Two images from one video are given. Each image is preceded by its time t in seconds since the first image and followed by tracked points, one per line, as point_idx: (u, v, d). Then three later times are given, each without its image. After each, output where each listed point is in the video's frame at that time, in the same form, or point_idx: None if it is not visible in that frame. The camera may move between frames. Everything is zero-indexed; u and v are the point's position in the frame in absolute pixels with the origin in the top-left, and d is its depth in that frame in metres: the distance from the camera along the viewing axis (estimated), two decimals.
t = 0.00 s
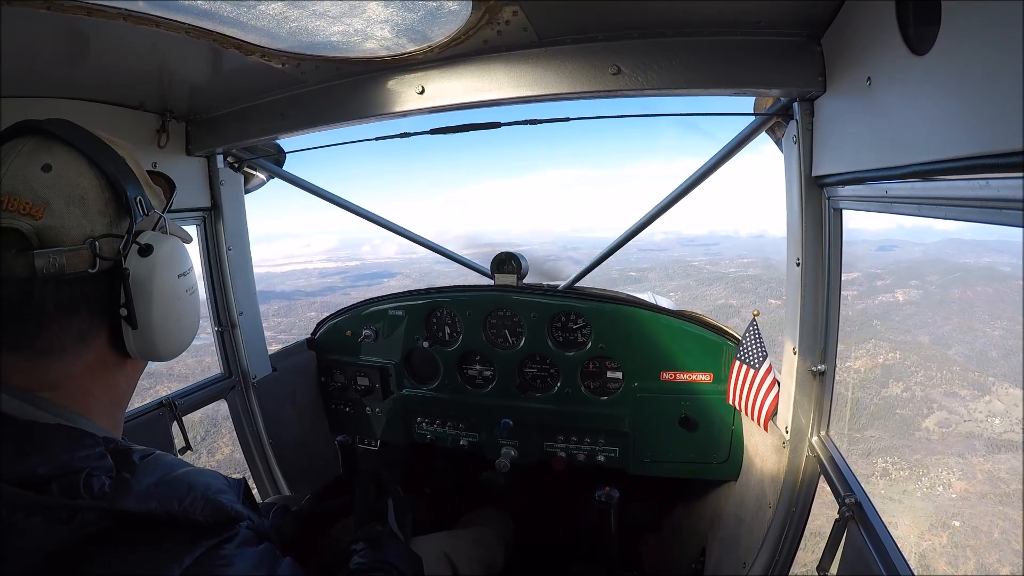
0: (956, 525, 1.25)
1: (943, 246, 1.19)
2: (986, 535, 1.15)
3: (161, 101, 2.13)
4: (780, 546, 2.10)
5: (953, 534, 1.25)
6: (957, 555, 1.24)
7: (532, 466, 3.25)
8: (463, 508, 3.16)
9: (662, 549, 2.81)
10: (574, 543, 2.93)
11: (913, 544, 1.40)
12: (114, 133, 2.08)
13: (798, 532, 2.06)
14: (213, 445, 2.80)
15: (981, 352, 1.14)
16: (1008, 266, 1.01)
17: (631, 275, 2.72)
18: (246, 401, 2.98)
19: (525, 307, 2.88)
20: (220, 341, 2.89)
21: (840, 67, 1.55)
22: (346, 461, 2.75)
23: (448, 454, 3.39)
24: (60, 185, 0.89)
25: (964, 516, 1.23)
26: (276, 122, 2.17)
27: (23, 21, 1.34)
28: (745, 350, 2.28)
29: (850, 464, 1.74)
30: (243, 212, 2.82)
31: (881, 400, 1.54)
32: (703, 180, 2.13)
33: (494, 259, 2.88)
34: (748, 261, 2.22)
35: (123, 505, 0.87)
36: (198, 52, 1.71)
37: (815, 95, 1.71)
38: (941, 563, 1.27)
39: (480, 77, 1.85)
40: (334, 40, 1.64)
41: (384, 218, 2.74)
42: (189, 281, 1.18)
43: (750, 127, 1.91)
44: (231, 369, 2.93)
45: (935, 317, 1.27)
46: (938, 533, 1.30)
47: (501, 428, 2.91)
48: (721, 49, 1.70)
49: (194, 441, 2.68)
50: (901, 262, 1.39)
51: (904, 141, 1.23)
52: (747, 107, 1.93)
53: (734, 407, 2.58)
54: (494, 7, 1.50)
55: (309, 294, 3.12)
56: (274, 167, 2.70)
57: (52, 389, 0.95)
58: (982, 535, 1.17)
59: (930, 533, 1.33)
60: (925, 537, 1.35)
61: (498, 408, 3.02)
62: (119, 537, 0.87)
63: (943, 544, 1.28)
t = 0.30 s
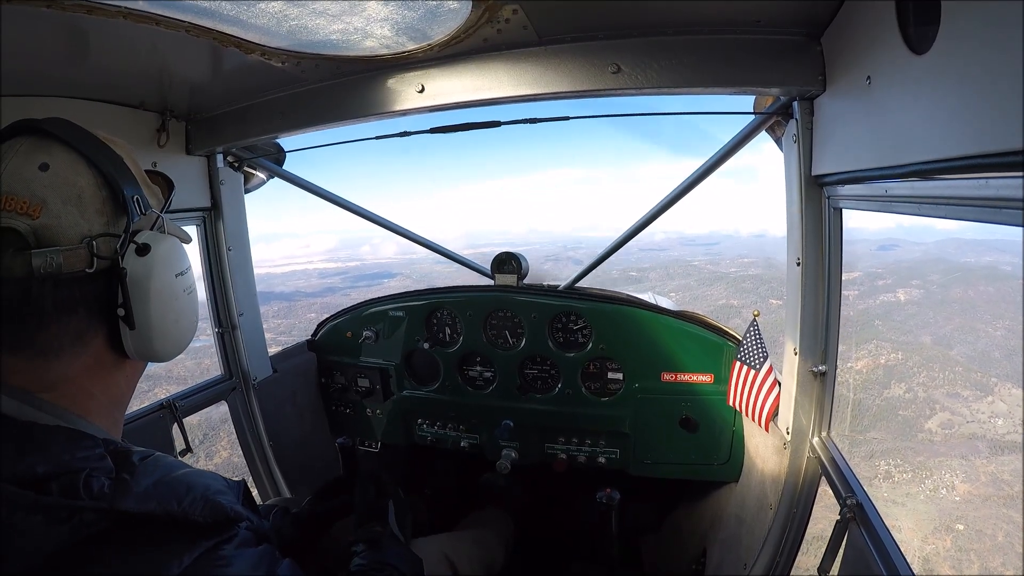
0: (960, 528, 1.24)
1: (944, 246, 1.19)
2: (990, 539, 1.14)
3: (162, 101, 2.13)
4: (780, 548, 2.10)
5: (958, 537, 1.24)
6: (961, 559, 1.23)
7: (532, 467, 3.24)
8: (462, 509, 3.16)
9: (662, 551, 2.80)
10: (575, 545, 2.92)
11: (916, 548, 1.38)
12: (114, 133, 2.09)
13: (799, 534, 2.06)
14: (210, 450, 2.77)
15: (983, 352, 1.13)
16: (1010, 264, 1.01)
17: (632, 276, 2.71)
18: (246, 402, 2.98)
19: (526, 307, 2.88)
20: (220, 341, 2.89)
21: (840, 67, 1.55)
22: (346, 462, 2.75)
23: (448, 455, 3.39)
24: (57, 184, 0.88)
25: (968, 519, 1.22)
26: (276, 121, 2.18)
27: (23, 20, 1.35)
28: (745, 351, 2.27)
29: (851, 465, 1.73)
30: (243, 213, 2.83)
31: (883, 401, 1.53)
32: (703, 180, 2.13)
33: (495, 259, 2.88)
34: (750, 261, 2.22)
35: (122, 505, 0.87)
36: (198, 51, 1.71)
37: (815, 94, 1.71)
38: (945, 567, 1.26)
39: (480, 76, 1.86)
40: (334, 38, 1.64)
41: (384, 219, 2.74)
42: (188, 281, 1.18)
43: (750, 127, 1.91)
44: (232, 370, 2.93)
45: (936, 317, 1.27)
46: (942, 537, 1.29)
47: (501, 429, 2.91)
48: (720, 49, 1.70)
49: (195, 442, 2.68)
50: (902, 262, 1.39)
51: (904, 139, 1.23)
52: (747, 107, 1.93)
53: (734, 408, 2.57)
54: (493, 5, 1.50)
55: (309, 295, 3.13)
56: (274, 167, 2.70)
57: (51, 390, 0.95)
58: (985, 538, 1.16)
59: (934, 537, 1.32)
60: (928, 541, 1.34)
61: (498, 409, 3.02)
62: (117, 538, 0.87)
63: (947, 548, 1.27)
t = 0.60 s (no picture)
0: (964, 531, 1.23)
1: (945, 245, 1.19)
2: (993, 541, 1.13)
3: (162, 102, 2.13)
4: (780, 548, 2.10)
5: (961, 540, 1.23)
6: (964, 563, 1.22)
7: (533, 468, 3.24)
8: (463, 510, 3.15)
9: (662, 551, 2.80)
10: (575, 545, 2.92)
11: (919, 551, 1.37)
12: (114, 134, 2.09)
13: (799, 534, 2.05)
14: (209, 452, 2.76)
15: (986, 352, 1.13)
16: (1011, 264, 1.01)
17: (632, 276, 2.71)
18: (246, 402, 2.97)
19: (526, 308, 2.88)
20: (220, 343, 2.89)
21: (840, 67, 1.55)
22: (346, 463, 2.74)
23: (448, 456, 3.39)
24: (46, 185, 0.89)
25: (972, 522, 1.21)
26: (276, 122, 2.18)
27: (23, 20, 1.35)
28: (745, 351, 2.27)
29: (851, 465, 1.74)
30: (243, 213, 2.83)
31: (885, 402, 1.53)
32: (704, 180, 2.13)
33: (495, 260, 2.88)
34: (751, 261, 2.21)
35: (122, 507, 0.87)
36: (198, 52, 1.71)
37: (815, 94, 1.71)
38: (948, 569, 1.26)
39: (480, 76, 1.85)
40: (334, 39, 1.64)
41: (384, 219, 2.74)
42: (183, 283, 1.17)
43: (750, 127, 1.91)
44: (232, 370, 2.93)
45: (938, 317, 1.27)
46: (946, 539, 1.29)
47: (501, 430, 2.91)
48: (721, 49, 1.70)
49: (195, 443, 2.68)
50: (903, 261, 1.39)
51: (904, 139, 1.23)
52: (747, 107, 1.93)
53: (734, 409, 2.57)
54: (493, 6, 1.50)
55: (310, 297, 3.14)
56: (274, 168, 2.71)
57: (51, 392, 0.96)
58: (989, 541, 1.15)
59: (937, 540, 1.31)
60: (931, 544, 1.33)
61: (499, 410, 3.02)
62: (117, 540, 0.86)
63: (950, 551, 1.27)
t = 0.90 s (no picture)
0: (967, 533, 1.23)
1: (947, 246, 1.19)
2: (997, 544, 1.13)
3: (161, 102, 2.13)
4: (779, 548, 2.10)
5: (964, 543, 1.23)
6: (967, 565, 1.22)
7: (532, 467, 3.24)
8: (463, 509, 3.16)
9: (662, 551, 2.81)
10: (575, 545, 2.92)
11: (921, 554, 1.37)
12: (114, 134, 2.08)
13: (798, 534, 2.06)
14: (207, 452, 2.75)
15: (988, 353, 1.13)
16: (1012, 264, 1.01)
17: (632, 276, 2.71)
18: (246, 402, 2.97)
19: (526, 308, 2.87)
20: (220, 342, 2.89)
21: (840, 67, 1.55)
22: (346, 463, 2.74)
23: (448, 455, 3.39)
24: (19, 184, 0.87)
25: (975, 524, 1.21)
26: (276, 123, 2.18)
27: (23, 21, 1.34)
28: (745, 351, 2.28)
29: (850, 465, 1.74)
30: (242, 213, 2.82)
31: (887, 403, 1.52)
32: (704, 180, 2.13)
33: (495, 260, 2.87)
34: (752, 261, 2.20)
35: (120, 504, 0.86)
36: (198, 53, 1.71)
37: (815, 95, 1.71)
38: (951, 572, 1.26)
39: (480, 77, 1.85)
40: (334, 41, 1.64)
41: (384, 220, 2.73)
42: (160, 285, 1.12)
43: (750, 127, 1.91)
44: (232, 370, 2.92)
45: (940, 318, 1.27)
46: (948, 543, 1.28)
47: (501, 430, 2.91)
48: (721, 50, 1.70)
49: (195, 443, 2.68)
50: (905, 261, 1.39)
51: (904, 140, 1.23)
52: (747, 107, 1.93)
53: (734, 408, 2.57)
54: (494, 7, 1.49)
55: (310, 297, 3.14)
56: (274, 168, 2.71)
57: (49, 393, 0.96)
58: (992, 544, 1.15)
59: (940, 543, 1.31)
60: (933, 547, 1.33)
61: (498, 409, 3.02)
62: (117, 537, 0.86)
63: (953, 554, 1.26)
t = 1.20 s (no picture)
0: (970, 535, 1.23)
1: (948, 245, 1.19)
2: (1000, 546, 1.13)
3: (161, 102, 2.13)
4: (779, 548, 2.10)
5: (967, 545, 1.23)
6: (971, 568, 1.21)
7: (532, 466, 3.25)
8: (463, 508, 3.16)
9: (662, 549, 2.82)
10: (575, 544, 2.93)
11: (925, 557, 1.36)
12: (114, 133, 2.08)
13: (798, 533, 2.06)
14: (205, 454, 2.73)
15: (991, 353, 1.13)
16: (1014, 263, 1.01)
17: (633, 276, 2.70)
18: (246, 401, 2.97)
19: (526, 307, 2.88)
20: (220, 341, 2.89)
21: (840, 67, 1.55)
22: (346, 462, 2.74)
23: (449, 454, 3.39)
24: None
25: (977, 526, 1.20)
26: (276, 122, 2.18)
27: (23, 22, 1.35)
28: (745, 351, 2.28)
29: (850, 464, 1.75)
30: (243, 212, 2.82)
31: (889, 403, 1.52)
32: (703, 180, 2.13)
33: (494, 260, 2.88)
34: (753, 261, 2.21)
35: (125, 504, 0.87)
36: (197, 53, 1.71)
37: (815, 95, 1.71)
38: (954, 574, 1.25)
39: (480, 77, 1.85)
40: (335, 40, 1.64)
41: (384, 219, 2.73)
42: (140, 289, 1.05)
43: (750, 127, 1.91)
44: (231, 369, 2.92)
45: (942, 317, 1.27)
46: (952, 545, 1.27)
47: (501, 428, 2.91)
48: (721, 50, 1.70)
49: (195, 442, 2.68)
50: (906, 261, 1.39)
51: (904, 140, 1.23)
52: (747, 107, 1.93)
53: (734, 407, 2.58)
54: (494, 7, 1.49)
55: (310, 297, 3.19)
56: (274, 167, 2.70)
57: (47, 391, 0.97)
58: (995, 546, 1.14)
59: (943, 545, 1.30)
60: (936, 549, 1.32)
61: (498, 407, 3.02)
62: (119, 536, 0.86)
63: (956, 556, 1.26)
